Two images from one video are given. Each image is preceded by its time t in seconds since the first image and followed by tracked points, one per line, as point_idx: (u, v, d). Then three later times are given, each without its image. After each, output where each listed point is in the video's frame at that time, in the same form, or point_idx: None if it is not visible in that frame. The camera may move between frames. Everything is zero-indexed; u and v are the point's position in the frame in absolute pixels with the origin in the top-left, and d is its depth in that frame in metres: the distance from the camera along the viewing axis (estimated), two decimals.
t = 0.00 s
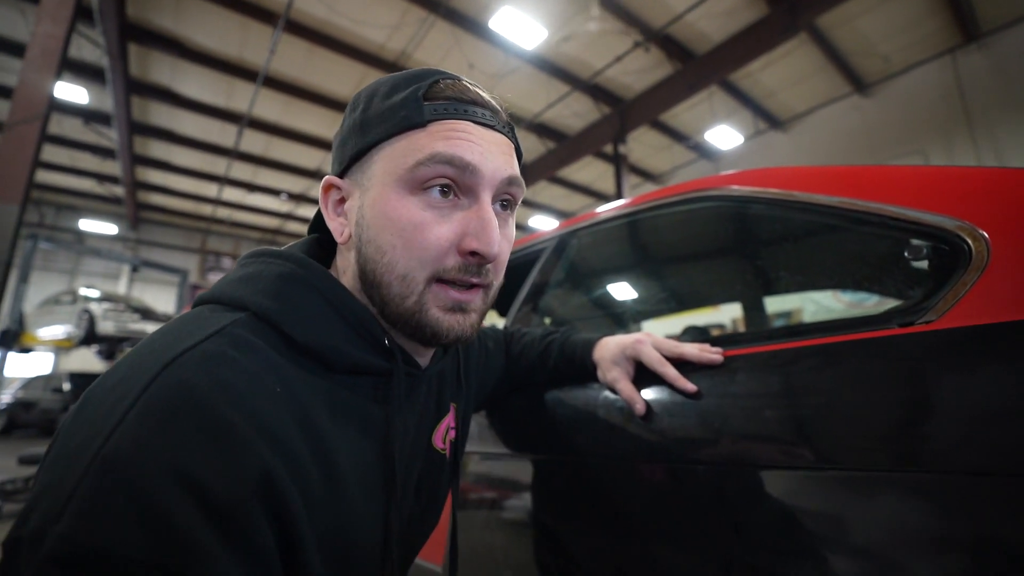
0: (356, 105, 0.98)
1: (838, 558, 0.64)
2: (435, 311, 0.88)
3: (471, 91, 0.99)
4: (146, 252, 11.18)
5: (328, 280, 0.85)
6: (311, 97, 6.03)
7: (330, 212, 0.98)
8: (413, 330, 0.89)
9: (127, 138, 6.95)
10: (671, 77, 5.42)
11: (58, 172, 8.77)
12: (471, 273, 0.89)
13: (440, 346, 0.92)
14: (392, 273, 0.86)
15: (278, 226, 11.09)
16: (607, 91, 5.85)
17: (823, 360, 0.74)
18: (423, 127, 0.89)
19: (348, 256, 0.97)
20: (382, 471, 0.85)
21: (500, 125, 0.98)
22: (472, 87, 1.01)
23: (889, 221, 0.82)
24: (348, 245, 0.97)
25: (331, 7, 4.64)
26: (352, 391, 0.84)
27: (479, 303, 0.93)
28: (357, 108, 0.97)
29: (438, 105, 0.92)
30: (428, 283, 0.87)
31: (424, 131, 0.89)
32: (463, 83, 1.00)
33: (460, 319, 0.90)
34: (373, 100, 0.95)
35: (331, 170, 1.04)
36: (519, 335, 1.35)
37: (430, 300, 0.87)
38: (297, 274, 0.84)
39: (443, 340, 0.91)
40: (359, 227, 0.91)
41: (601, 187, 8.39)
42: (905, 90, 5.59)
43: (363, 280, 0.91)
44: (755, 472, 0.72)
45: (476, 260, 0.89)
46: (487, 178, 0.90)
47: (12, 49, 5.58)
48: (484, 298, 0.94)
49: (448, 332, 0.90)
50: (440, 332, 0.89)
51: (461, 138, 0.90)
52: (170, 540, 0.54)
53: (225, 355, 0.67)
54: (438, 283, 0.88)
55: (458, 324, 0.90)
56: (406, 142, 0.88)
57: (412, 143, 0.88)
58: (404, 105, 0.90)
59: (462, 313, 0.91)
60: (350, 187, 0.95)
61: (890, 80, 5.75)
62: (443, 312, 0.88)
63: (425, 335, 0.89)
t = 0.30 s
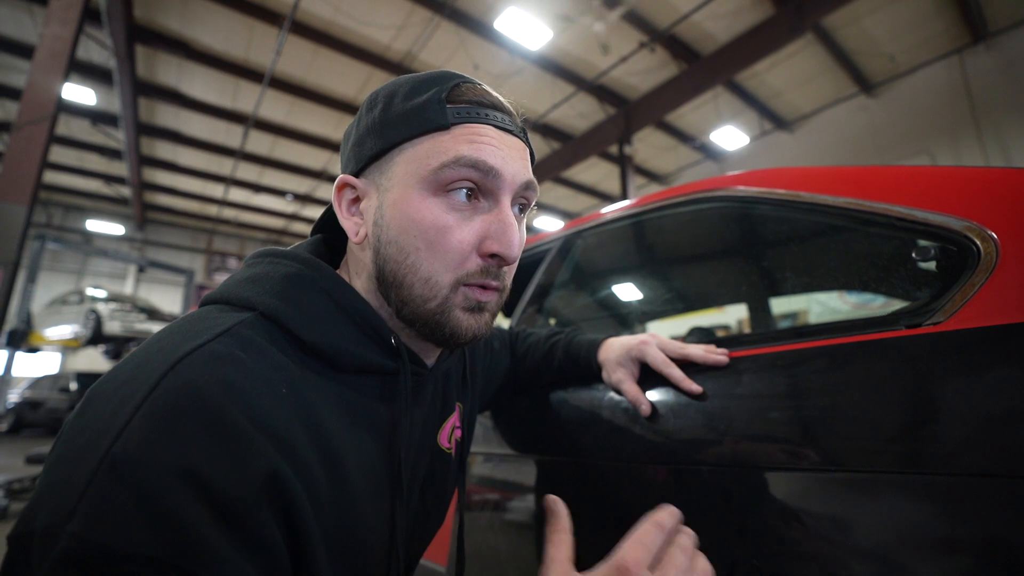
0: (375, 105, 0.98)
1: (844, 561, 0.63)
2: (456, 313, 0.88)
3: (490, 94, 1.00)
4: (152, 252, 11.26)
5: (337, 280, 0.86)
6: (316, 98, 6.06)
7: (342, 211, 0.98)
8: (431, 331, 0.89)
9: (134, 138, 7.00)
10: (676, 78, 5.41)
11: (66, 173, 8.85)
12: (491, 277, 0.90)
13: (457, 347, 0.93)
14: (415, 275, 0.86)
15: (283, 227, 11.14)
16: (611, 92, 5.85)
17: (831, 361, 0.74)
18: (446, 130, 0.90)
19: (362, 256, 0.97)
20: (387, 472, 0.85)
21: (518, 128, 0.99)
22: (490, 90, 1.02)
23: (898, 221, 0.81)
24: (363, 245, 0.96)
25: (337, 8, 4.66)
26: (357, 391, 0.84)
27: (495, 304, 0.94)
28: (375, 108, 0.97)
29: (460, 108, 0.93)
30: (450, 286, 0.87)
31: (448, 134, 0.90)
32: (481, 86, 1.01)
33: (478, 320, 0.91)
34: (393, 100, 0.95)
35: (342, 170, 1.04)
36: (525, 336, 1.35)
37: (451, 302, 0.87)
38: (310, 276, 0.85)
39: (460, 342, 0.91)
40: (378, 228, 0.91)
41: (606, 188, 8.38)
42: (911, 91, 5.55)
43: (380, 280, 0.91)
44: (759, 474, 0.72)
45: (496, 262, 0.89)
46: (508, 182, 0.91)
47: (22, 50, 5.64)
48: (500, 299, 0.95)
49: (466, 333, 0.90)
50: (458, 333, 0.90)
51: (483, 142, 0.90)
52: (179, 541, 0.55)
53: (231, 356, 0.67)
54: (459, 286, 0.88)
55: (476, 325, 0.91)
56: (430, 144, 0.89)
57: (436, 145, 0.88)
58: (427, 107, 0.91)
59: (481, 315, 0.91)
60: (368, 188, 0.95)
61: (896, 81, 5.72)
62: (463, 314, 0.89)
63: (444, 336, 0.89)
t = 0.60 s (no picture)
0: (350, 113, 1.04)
1: (848, 562, 0.63)
2: (432, 289, 0.86)
3: (454, 82, 1.03)
4: (155, 253, 11.29)
5: (338, 274, 0.86)
6: (319, 98, 6.07)
7: (334, 211, 1.01)
8: (412, 313, 0.88)
9: (138, 138, 7.02)
10: (679, 79, 5.41)
11: (70, 173, 8.88)
12: (464, 248, 0.88)
13: (444, 329, 0.90)
14: (386, 254, 0.87)
15: (286, 227, 11.16)
16: (614, 93, 5.85)
17: (836, 362, 0.74)
18: (405, 114, 0.93)
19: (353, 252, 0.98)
20: (393, 471, 0.85)
21: (485, 109, 1.00)
22: (456, 81, 1.05)
23: (902, 222, 0.81)
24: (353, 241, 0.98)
25: (340, 9, 4.67)
26: (363, 389, 0.84)
27: (480, 284, 0.92)
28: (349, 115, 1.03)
29: (420, 94, 0.96)
30: (422, 261, 0.86)
31: (406, 117, 0.93)
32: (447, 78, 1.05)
33: (460, 298, 0.88)
34: (362, 102, 1.00)
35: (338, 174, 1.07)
36: (528, 337, 1.35)
37: (426, 278, 0.86)
38: (314, 272, 0.85)
39: (447, 324, 0.89)
40: (354, 218, 0.93)
41: (609, 189, 8.37)
42: (914, 92, 5.54)
43: (364, 270, 0.92)
44: (764, 476, 0.72)
45: (468, 233, 0.88)
46: (470, 154, 0.92)
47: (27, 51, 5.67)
48: (485, 279, 0.93)
49: (449, 310, 0.88)
50: (440, 312, 0.87)
51: (442, 119, 0.93)
52: (190, 536, 0.55)
53: (239, 352, 0.67)
54: (433, 262, 0.87)
55: (459, 303, 0.88)
56: (391, 130, 0.92)
57: (396, 130, 0.92)
58: (387, 99, 0.95)
59: (463, 292, 0.89)
60: (348, 185, 0.98)
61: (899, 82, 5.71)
62: (442, 290, 0.87)
63: (426, 317, 0.88)
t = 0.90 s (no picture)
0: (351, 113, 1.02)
1: (853, 565, 0.63)
2: (426, 307, 0.87)
3: (456, 83, 1.00)
4: (160, 252, 11.35)
5: (336, 278, 0.85)
6: (323, 99, 6.09)
7: (335, 215, 1.02)
8: (406, 327, 0.89)
9: (143, 139, 7.06)
10: (683, 79, 5.39)
11: (76, 173, 8.93)
12: (456, 266, 0.88)
13: (437, 343, 0.91)
14: (380, 270, 0.88)
15: (290, 227, 11.21)
16: (618, 93, 5.84)
17: (841, 364, 0.73)
18: (400, 124, 0.91)
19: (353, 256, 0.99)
20: (392, 474, 0.85)
21: (485, 113, 0.97)
22: (459, 80, 1.02)
23: (908, 223, 0.80)
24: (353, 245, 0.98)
25: (344, 9, 4.68)
26: (363, 391, 0.84)
27: (474, 298, 0.92)
28: (351, 115, 1.02)
29: (418, 99, 0.94)
30: (415, 278, 0.87)
31: (402, 127, 0.91)
32: (451, 76, 1.01)
33: (452, 315, 0.89)
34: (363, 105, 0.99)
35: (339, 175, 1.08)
36: (531, 337, 1.35)
37: (419, 295, 0.87)
38: (313, 275, 0.85)
39: (439, 339, 0.90)
40: (353, 227, 0.93)
41: (612, 189, 8.36)
42: (920, 92, 5.51)
43: (360, 279, 0.93)
44: (768, 479, 0.72)
45: (461, 252, 0.88)
46: (466, 168, 0.90)
47: (34, 51, 5.71)
48: (481, 292, 0.93)
49: (440, 328, 0.89)
50: (432, 328, 0.88)
51: (437, 130, 0.90)
52: (190, 540, 0.55)
53: (239, 354, 0.67)
54: (426, 278, 0.88)
55: (450, 320, 0.89)
56: (387, 141, 0.91)
57: (392, 141, 0.90)
58: (385, 105, 0.93)
59: (455, 307, 0.89)
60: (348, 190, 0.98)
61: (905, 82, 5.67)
62: (435, 308, 0.88)
63: (419, 331, 0.89)
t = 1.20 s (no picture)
0: (376, 107, 0.98)
1: (854, 565, 0.63)
2: (460, 312, 0.88)
3: (491, 95, 1.00)
4: (164, 252, 11.41)
5: (341, 279, 0.86)
6: (327, 99, 6.10)
7: (348, 213, 0.98)
8: (435, 330, 0.90)
9: (147, 139, 7.09)
10: (686, 78, 5.38)
11: (81, 174, 8.98)
12: (494, 274, 0.89)
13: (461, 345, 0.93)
14: (418, 274, 0.86)
15: (293, 227, 11.24)
16: (621, 93, 5.83)
17: (845, 364, 0.73)
18: (448, 130, 0.89)
19: (368, 258, 0.97)
20: (393, 473, 0.85)
21: (520, 129, 1.00)
22: (491, 90, 1.02)
23: (917, 223, 0.79)
24: (369, 246, 0.96)
25: (347, 10, 4.69)
26: (364, 390, 0.84)
27: (499, 303, 0.94)
28: (377, 110, 0.97)
29: (462, 108, 0.93)
30: (454, 284, 0.87)
31: (449, 134, 0.89)
32: (482, 86, 1.01)
33: (482, 319, 0.91)
34: (396, 102, 0.95)
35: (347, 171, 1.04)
36: (534, 337, 1.35)
37: (455, 300, 0.87)
38: (314, 275, 0.85)
39: (466, 340, 0.92)
40: (382, 228, 0.91)
41: (615, 189, 8.35)
42: (925, 91, 5.48)
43: (384, 280, 0.91)
44: (769, 479, 0.71)
45: (499, 260, 0.89)
46: (510, 180, 0.91)
47: (40, 52, 5.74)
48: (504, 297, 0.95)
49: (472, 331, 0.90)
50: (463, 332, 0.90)
51: (486, 142, 0.90)
52: (189, 538, 0.55)
53: (239, 353, 0.67)
54: (463, 284, 0.88)
55: (481, 324, 0.91)
56: (432, 145, 0.88)
57: (438, 146, 0.88)
58: (429, 107, 0.90)
59: (484, 312, 0.91)
60: (372, 189, 0.94)
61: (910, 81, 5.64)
62: (468, 312, 0.89)
63: (450, 334, 0.90)
